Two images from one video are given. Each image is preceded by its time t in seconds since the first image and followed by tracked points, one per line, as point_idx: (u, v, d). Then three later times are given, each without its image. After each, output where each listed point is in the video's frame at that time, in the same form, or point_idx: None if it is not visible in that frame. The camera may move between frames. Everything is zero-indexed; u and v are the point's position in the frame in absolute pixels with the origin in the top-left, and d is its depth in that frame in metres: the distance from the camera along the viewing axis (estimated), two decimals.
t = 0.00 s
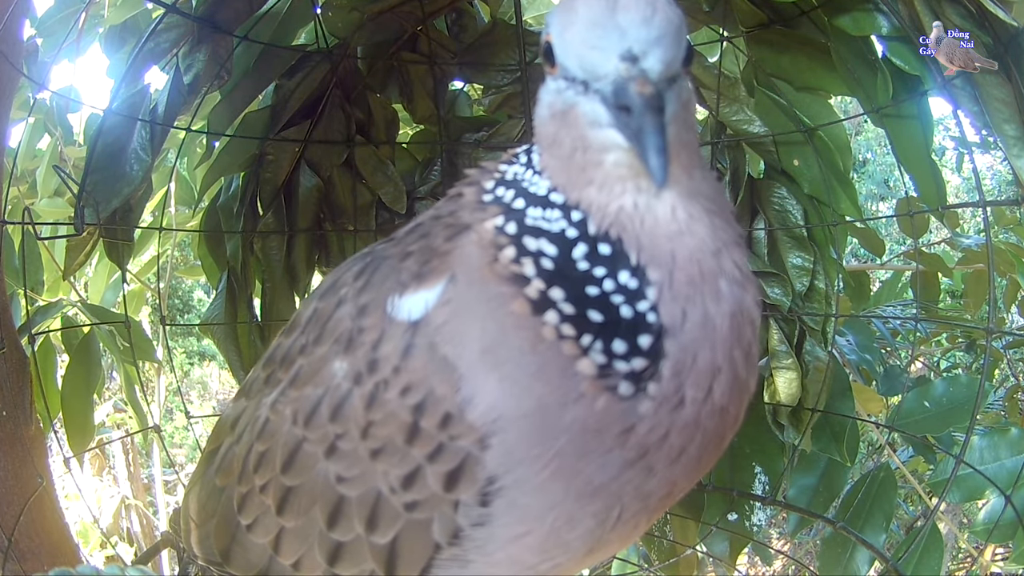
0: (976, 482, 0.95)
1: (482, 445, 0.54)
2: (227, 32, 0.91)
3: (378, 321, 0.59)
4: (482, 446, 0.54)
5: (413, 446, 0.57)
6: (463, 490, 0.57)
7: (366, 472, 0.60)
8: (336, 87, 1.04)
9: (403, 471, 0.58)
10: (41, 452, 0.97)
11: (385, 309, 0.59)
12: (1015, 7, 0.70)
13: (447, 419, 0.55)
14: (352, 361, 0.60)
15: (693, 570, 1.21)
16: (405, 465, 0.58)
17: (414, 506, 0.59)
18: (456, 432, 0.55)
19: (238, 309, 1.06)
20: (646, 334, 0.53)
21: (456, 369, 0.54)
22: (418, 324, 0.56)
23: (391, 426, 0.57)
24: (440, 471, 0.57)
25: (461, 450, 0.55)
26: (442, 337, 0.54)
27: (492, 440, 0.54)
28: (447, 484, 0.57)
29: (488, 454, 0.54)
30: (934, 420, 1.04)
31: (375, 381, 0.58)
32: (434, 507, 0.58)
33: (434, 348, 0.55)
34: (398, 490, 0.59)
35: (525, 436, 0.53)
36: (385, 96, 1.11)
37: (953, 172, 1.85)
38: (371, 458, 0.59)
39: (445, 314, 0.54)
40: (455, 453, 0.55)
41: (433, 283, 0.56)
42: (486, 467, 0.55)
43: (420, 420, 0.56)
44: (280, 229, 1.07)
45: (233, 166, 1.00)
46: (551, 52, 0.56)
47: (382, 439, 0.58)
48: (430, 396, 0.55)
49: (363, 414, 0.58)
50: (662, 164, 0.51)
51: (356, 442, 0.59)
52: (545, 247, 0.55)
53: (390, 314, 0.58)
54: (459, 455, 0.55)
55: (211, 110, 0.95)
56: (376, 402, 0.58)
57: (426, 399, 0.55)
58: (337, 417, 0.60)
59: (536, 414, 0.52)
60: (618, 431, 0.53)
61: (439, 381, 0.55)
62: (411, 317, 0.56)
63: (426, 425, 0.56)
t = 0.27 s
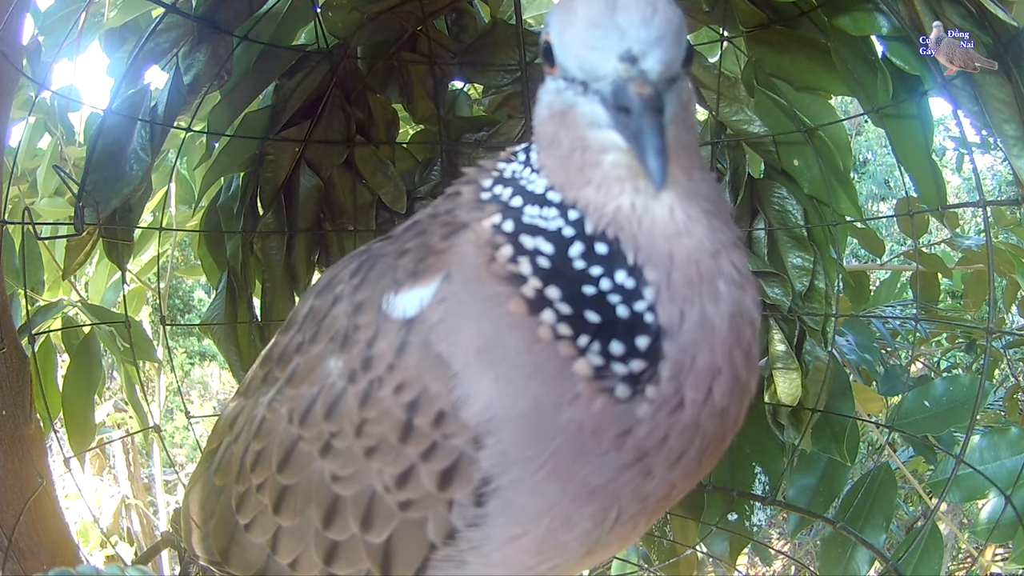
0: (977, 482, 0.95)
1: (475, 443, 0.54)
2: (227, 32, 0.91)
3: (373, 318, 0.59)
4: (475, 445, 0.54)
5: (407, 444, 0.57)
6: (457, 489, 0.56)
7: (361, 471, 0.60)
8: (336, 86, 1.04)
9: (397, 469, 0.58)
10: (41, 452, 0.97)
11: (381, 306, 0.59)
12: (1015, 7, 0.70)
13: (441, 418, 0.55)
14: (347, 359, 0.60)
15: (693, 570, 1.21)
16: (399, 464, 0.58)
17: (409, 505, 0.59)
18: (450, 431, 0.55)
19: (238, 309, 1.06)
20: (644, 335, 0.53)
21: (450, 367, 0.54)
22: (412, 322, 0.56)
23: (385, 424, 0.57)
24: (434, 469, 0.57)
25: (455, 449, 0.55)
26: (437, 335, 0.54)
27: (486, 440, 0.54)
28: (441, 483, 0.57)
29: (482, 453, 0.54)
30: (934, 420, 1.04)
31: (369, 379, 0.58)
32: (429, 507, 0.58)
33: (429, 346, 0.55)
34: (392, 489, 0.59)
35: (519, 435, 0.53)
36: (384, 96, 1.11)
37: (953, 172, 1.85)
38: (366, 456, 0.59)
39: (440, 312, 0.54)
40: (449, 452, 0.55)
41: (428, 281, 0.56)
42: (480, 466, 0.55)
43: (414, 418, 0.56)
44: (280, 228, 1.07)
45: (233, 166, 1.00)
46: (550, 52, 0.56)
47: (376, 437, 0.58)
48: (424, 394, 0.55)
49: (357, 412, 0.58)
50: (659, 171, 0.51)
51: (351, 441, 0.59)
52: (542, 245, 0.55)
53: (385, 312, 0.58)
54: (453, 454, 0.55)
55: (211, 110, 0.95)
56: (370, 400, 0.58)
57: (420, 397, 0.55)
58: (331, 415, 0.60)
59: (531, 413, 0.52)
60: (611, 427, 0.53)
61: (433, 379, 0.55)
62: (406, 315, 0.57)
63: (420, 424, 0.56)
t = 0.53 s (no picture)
0: (977, 482, 0.95)
1: (467, 444, 0.54)
2: (227, 32, 0.91)
3: (366, 318, 0.59)
4: (467, 446, 0.54)
5: (398, 444, 0.57)
6: (449, 490, 0.56)
7: (354, 471, 0.60)
8: (336, 86, 1.04)
9: (389, 470, 0.58)
10: (41, 451, 0.96)
11: (374, 306, 0.59)
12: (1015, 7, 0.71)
13: (433, 418, 0.55)
14: (341, 359, 0.60)
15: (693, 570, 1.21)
16: (392, 464, 0.58)
17: (402, 506, 0.59)
18: (441, 431, 0.55)
19: (238, 309, 1.06)
20: (652, 370, 0.53)
21: (441, 367, 0.54)
22: (404, 321, 0.56)
23: (377, 424, 0.57)
24: (426, 470, 0.57)
25: (446, 449, 0.55)
26: (428, 335, 0.54)
27: (477, 441, 0.54)
28: (433, 484, 0.57)
29: (474, 454, 0.54)
30: (933, 421, 1.04)
31: (362, 378, 0.58)
32: (422, 507, 0.58)
33: (420, 346, 0.55)
34: (384, 489, 0.59)
35: (511, 437, 0.53)
36: (385, 96, 1.11)
37: (952, 173, 1.85)
38: (359, 457, 0.59)
39: (432, 313, 0.54)
40: (440, 452, 0.55)
41: (420, 281, 0.56)
42: (471, 467, 0.55)
43: (405, 419, 0.56)
44: (280, 229, 1.07)
45: (234, 165, 1.01)
46: (607, 42, 0.52)
47: (369, 437, 0.58)
48: (416, 394, 0.55)
49: (350, 412, 0.58)
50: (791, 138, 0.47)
51: (344, 441, 0.59)
52: (552, 268, 0.53)
53: (378, 311, 0.58)
54: (445, 454, 0.55)
55: (211, 110, 0.95)
56: (362, 401, 0.58)
57: (411, 397, 0.55)
58: (325, 415, 0.60)
59: (522, 414, 0.52)
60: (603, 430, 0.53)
61: (424, 379, 0.54)
62: (398, 315, 0.56)
63: (412, 424, 0.56)
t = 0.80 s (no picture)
0: (976, 482, 0.95)
1: (468, 445, 0.54)
2: (227, 32, 0.91)
3: (368, 318, 0.59)
4: (468, 447, 0.54)
5: (399, 445, 0.57)
6: (449, 491, 0.56)
7: (354, 471, 0.60)
8: (336, 86, 1.04)
9: (389, 470, 0.58)
10: (41, 452, 0.97)
11: (376, 306, 0.59)
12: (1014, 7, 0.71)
13: (433, 419, 0.55)
14: (342, 359, 0.60)
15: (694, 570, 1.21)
16: (392, 465, 0.58)
17: (402, 506, 0.59)
18: (442, 432, 0.55)
19: (238, 309, 1.06)
20: (654, 371, 0.53)
21: (443, 367, 0.54)
22: (406, 321, 0.56)
23: (377, 424, 0.57)
24: (426, 471, 0.57)
25: (446, 451, 0.55)
26: (430, 336, 0.54)
27: (478, 443, 0.54)
28: (433, 485, 0.57)
29: (475, 456, 0.54)
30: (932, 421, 1.04)
31: (363, 378, 0.58)
32: (422, 508, 0.58)
33: (422, 346, 0.55)
34: (385, 490, 0.59)
35: (511, 438, 0.53)
36: (385, 95, 1.11)
37: (952, 173, 1.85)
38: (359, 456, 0.59)
39: (435, 315, 0.54)
40: (441, 453, 0.55)
41: (422, 281, 0.56)
42: (471, 468, 0.55)
43: (406, 419, 0.56)
44: (280, 228, 1.07)
45: (234, 165, 1.00)
46: (608, 46, 0.52)
47: (369, 437, 0.58)
48: (417, 394, 0.55)
49: (350, 412, 0.58)
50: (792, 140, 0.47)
51: (344, 441, 0.59)
52: (553, 270, 0.53)
53: (380, 311, 0.58)
54: (445, 455, 0.55)
55: (211, 110, 0.95)
56: (363, 400, 0.58)
57: (412, 397, 0.55)
58: (325, 415, 0.60)
59: (523, 415, 0.52)
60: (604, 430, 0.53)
61: (425, 379, 0.55)
62: (400, 315, 0.56)
63: (412, 424, 0.56)
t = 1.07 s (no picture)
0: (975, 483, 0.95)
1: (468, 445, 0.54)
2: (227, 32, 0.91)
3: (369, 317, 0.59)
4: (468, 447, 0.54)
5: (399, 445, 0.57)
6: (450, 491, 0.56)
7: (354, 471, 0.60)
8: (336, 86, 1.04)
9: (389, 470, 0.58)
10: (41, 452, 0.97)
11: (377, 305, 0.59)
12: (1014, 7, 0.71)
13: (434, 418, 0.55)
14: (342, 358, 0.60)
15: (694, 570, 1.21)
16: (392, 465, 0.58)
17: (402, 506, 0.59)
18: (443, 431, 0.55)
19: (238, 309, 1.06)
20: (664, 366, 0.52)
21: (444, 366, 0.54)
22: (408, 321, 0.56)
23: (377, 424, 0.57)
24: (426, 471, 0.57)
25: (447, 451, 0.55)
26: (432, 336, 0.55)
27: (479, 443, 0.54)
28: (433, 485, 0.57)
29: (475, 456, 0.54)
30: (932, 422, 1.04)
31: (363, 378, 0.58)
32: (422, 508, 0.58)
33: (423, 345, 0.55)
34: (385, 489, 0.59)
35: (512, 438, 0.53)
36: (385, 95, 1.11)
37: (952, 173, 1.85)
38: (359, 456, 0.59)
39: (437, 314, 0.54)
40: (441, 453, 0.55)
41: (424, 280, 0.56)
42: (472, 468, 0.55)
43: (406, 418, 0.56)
44: (280, 228, 1.07)
45: (234, 165, 1.00)
46: (567, 87, 0.53)
47: (369, 436, 0.58)
48: (418, 394, 0.55)
49: (351, 412, 0.58)
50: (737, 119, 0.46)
51: (344, 440, 0.59)
52: (567, 261, 0.53)
53: (381, 310, 0.58)
54: (446, 455, 0.55)
55: (211, 110, 0.95)
56: (363, 400, 0.58)
57: (413, 396, 0.55)
58: (325, 414, 0.60)
59: (524, 415, 0.52)
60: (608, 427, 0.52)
61: (427, 378, 0.55)
62: (401, 314, 0.57)
63: (412, 424, 0.56)
